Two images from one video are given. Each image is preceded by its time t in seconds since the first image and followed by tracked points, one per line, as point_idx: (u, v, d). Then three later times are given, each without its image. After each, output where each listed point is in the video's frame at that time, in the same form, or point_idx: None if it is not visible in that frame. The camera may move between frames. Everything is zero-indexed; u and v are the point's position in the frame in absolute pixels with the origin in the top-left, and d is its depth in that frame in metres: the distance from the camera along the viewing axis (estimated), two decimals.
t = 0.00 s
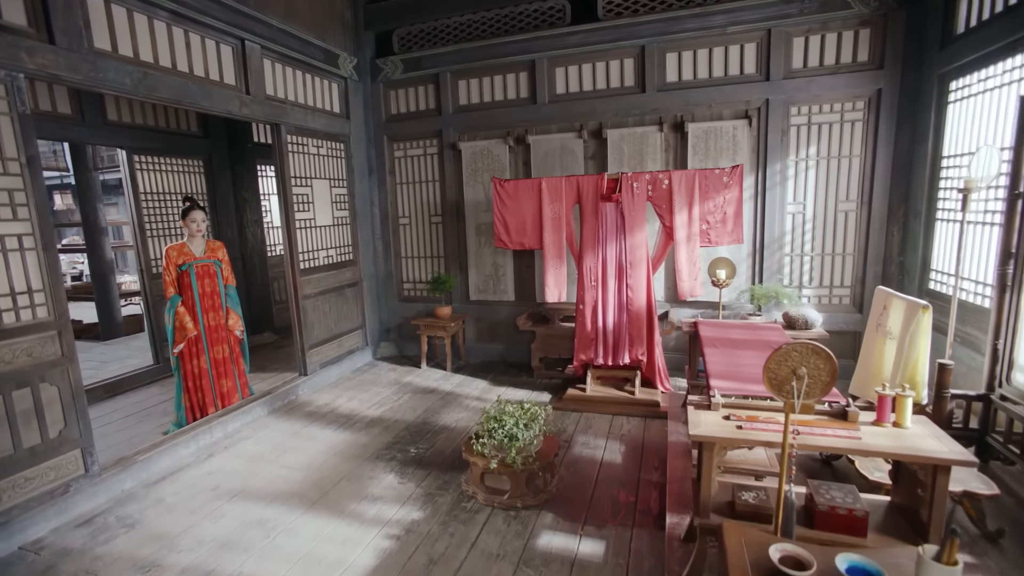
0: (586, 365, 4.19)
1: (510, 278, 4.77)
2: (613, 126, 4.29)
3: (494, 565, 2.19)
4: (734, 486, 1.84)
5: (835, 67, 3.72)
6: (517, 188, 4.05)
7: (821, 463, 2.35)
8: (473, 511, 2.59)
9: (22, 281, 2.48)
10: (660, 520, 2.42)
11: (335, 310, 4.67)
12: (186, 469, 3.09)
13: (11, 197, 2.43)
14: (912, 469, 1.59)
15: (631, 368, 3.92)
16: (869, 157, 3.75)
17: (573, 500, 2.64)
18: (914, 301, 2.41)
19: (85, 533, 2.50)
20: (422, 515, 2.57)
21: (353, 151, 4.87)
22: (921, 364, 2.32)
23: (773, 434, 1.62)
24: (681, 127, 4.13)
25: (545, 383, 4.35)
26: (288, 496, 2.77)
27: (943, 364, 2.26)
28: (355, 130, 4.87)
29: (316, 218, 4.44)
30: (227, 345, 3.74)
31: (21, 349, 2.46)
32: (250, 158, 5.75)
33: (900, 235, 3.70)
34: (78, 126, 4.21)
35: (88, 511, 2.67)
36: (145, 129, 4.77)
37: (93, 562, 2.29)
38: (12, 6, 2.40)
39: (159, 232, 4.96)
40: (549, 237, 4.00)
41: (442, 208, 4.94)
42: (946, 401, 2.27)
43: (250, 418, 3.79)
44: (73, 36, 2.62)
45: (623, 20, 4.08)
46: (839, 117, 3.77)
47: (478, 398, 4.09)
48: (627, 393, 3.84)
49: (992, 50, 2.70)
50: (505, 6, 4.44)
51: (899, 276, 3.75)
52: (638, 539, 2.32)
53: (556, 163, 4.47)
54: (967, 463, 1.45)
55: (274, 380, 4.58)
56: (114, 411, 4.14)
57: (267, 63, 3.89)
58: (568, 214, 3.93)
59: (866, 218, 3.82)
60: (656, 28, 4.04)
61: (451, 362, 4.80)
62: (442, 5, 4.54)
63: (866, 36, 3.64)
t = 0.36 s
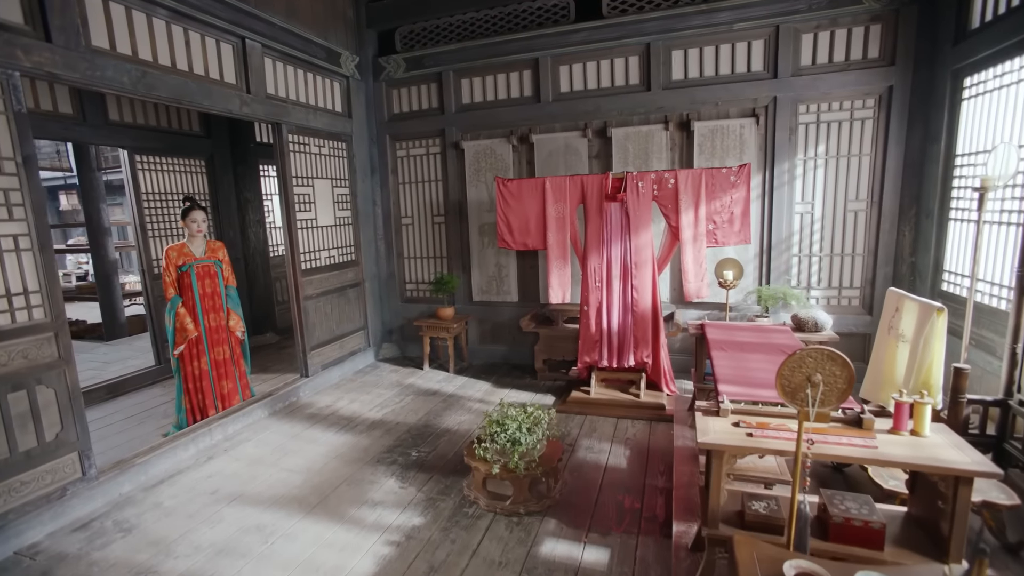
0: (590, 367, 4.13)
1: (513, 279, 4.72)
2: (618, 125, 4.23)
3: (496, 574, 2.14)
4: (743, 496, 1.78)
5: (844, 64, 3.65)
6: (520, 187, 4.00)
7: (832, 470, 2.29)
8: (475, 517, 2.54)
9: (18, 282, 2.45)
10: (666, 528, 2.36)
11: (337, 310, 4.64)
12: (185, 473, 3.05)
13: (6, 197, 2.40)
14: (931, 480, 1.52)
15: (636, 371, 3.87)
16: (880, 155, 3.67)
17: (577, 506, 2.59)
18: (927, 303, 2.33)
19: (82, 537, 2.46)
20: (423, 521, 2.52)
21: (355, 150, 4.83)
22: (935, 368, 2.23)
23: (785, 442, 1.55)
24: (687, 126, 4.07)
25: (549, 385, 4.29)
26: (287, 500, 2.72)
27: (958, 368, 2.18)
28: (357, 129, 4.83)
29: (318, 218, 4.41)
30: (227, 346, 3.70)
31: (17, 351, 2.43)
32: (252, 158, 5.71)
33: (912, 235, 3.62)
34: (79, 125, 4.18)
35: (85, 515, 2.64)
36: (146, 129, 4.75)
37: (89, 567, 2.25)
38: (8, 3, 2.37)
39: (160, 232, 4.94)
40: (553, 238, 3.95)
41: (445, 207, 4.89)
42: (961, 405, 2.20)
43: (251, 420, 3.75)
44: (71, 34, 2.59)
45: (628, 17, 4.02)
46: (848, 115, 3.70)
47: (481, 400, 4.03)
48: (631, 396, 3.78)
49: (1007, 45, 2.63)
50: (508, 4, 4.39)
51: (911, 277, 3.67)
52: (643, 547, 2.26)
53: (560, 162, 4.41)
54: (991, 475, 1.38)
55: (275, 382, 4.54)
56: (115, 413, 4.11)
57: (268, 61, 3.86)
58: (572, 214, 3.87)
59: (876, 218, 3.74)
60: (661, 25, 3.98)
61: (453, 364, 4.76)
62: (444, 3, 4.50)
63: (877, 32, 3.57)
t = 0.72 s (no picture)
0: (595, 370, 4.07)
1: (517, 280, 4.66)
2: (624, 124, 4.16)
3: None
4: (754, 507, 1.71)
5: (856, 60, 3.56)
6: (524, 186, 3.93)
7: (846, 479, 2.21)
8: (476, 524, 2.48)
9: (13, 283, 2.41)
10: (674, 537, 2.29)
11: (339, 312, 4.59)
12: (184, 476, 3.01)
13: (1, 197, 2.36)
14: (955, 493, 1.45)
15: (641, 374, 3.80)
16: (892, 154, 3.59)
17: (582, 513, 2.52)
18: (945, 306, 2.26)
19: (77, 543, 2.42)
20: (423, 528, 2.46)
21: (358, 150, 4.78)
22: (953, 374, 2.13)
23: (801, 452, 1.48)
24: (694, 124, 4.00)
25: (553, 387, 4.23)
26: (286, 506, 2.67)
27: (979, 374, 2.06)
28: (359, 128, 4.79)
29: (320, 219, 4.36)
30: (228, 348, 3.66)
31: (12, 353, 2.39)
32: (255, 158, 5.68)
33: (925, 235, 3.53)
34: (80, 125, 4.16)
35: (82, 519, 2.60)
36: (148, 128, 4.72)
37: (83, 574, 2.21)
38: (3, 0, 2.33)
39: (162, 232, 4.91)
40: (558, 238, 3.88)
41: (448, 207, 4.84)
42: (982, 412, 2.07)
43: (251, 423, 3.70)
44: (67, 31, 2.55)
45: (634, 14, 3.95)
46: (860, 112, 3.61)
47: (484, 403, 3.97)
48: (637, 399, 3.72)
49: None
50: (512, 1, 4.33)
51: (924, 279, 3.58)
52: (650, 557, 2.19)
53: (564, 161, 4.34)
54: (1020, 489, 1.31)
55: (276, 383, 4.50)
56: (116, 415, 4.08)
57: (269, 60, 3.81)
58: (577, 214, 3.81)
59: (889, 218, 3.65)
60: (667, 22, 3.91)
61: (456, 365, 4.70)
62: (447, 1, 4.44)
63: (889, 27, 3.48)
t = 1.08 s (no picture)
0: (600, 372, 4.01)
1: (521, 281, 4.60)
2: (629, 122, 4.10)
3: None
4: (766, 518, 1.65)
5: (867, 57, 3.49)
6: (529, 186, 3.88)
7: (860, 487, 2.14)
8: (478, 531, 2.42)
9: (10, 284, 2.38)
10: (681, 545, 2.23)
11: (341, 313, 4.55)
12: (183, 479, 2.98)
13: None
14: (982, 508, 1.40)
15: (647, 376, 3.74)
16: (904, 152, 3.51)
17: (586, 520, 2.47)
18: (961, 309, 2.18)
19: (74, 547, 2.39)
20: (424, 535, 2.41)
21: (360, 149, 4.74)
22: (970, 380, 2.06)
23: (816, 463, 1.42)
24: (701, 123, 3.93)
25: (557, 390, 4.17)
26: (285, 510, 2.63)
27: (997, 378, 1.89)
28: (362, 128, 4.75)
29: (321, 219, 4.32)
30: (230, 349, 3.62)
31: (8, 355, 2.36)
32: (258, 158, 5.65)
33: (939, 236, 3.45)
34: (82, 125, 4.14)
35: (79, 523, 2.57)
36: (150, 128, 4.70)
37: None
38: None
39: (164, 233, 4.89)
40: (562, 238, 3.83)
41: (451, 207, 4.79)
42: (1000, 418, 1.91)
43: (252, 426, 3.66)
44: (64, 29, 2.52)
45: (640, 11, 3.89)
46: (871, 110, 3.54)
47: (488, 406, 3.92)
48: (643, 402, 3.66)
49: None
50: None
51: (937, 280, 3.49)
52: (656, 566, 2.14)
53: (569, 161, 4.29)
54: None
55: (278, 384, 4.47)
56: (117, 416, 4.06)
57: (271, 58, 3.78)
58: (582, 214, 3.75)
59: (900, 218, 3.57)
60: (673, 19, 3.85)
61: (459, 367, 4.65)
62: None
63: (901, 23, 3.41)
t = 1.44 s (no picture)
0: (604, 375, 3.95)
1: (525, 282, 4.55)
2: (635, 122, 4.04)
3: None
4: (778, 529, 1.59)
5: (878, 54, 3.41)
6: (533, 185, 3.82)
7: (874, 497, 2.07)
8: (481, 538, 2.37)
9: (6, 285, 2.35)
10: (688, 553, 2.18)
11: (344, 314, 4.51)
12: (182, 483, 2.94)
13: None
14: (1008, 523, 1.35)
15: (653, 380, 3.68)
16: (917, 151, 3.43)
17: (591, 527, 2.41)
18: (978, 312, 2.12)
19: (70, 553, 2.36)
20: (425, 542, 2.36)
21: (363, 149, 4.70)
22: (989, 385, 2.01)
23: (832, 475, 1.36)
24: (708, 122, 3.86)
25: (561, 392, 4.12)
26: (284, 515, 2.58)
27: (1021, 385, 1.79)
28: (365, 127, 4.71)
29: (323, 219, 4.28)
30: (230, 350, 3.58)
31: (4, 357, 2.33)
32: (261, 158, 5.63)
33: (953, 237, 3.36)
34: (85, 125, 4.12)
35: (76, 527, 2.53)
36: (153, 128, 4.68)
37: None
38: None
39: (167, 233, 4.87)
40: (567, 239, 3.77)
41: (455, 207, 4.74)
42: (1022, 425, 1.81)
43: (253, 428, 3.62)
44: (62, 27, 2.49)
45: (646, 8, 3.83)
46: (882, 108, 3.46)
47: (491, 408, 3.87)
48: (648, 406, 3.60)
49: None
50: None
51: (950, 282, 3.41)
52: None
53: (573, 160, 4.23)
54: None
55: (280, 386, 4.43)
56: (118, 417, 4.03)
57: (273, 57, 3.74)
58: (587, 214, 3.70)
59: (912, 219, 3.50)
60: (680, 16, 3.79)
61: (462, 369, 4.61)
62: None
63: (914, 19, 3.33)
